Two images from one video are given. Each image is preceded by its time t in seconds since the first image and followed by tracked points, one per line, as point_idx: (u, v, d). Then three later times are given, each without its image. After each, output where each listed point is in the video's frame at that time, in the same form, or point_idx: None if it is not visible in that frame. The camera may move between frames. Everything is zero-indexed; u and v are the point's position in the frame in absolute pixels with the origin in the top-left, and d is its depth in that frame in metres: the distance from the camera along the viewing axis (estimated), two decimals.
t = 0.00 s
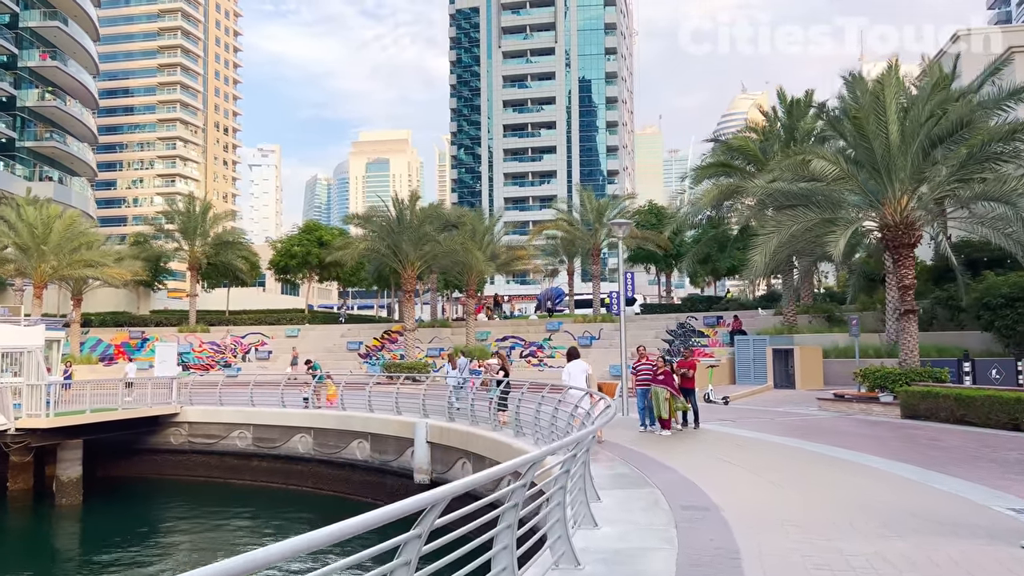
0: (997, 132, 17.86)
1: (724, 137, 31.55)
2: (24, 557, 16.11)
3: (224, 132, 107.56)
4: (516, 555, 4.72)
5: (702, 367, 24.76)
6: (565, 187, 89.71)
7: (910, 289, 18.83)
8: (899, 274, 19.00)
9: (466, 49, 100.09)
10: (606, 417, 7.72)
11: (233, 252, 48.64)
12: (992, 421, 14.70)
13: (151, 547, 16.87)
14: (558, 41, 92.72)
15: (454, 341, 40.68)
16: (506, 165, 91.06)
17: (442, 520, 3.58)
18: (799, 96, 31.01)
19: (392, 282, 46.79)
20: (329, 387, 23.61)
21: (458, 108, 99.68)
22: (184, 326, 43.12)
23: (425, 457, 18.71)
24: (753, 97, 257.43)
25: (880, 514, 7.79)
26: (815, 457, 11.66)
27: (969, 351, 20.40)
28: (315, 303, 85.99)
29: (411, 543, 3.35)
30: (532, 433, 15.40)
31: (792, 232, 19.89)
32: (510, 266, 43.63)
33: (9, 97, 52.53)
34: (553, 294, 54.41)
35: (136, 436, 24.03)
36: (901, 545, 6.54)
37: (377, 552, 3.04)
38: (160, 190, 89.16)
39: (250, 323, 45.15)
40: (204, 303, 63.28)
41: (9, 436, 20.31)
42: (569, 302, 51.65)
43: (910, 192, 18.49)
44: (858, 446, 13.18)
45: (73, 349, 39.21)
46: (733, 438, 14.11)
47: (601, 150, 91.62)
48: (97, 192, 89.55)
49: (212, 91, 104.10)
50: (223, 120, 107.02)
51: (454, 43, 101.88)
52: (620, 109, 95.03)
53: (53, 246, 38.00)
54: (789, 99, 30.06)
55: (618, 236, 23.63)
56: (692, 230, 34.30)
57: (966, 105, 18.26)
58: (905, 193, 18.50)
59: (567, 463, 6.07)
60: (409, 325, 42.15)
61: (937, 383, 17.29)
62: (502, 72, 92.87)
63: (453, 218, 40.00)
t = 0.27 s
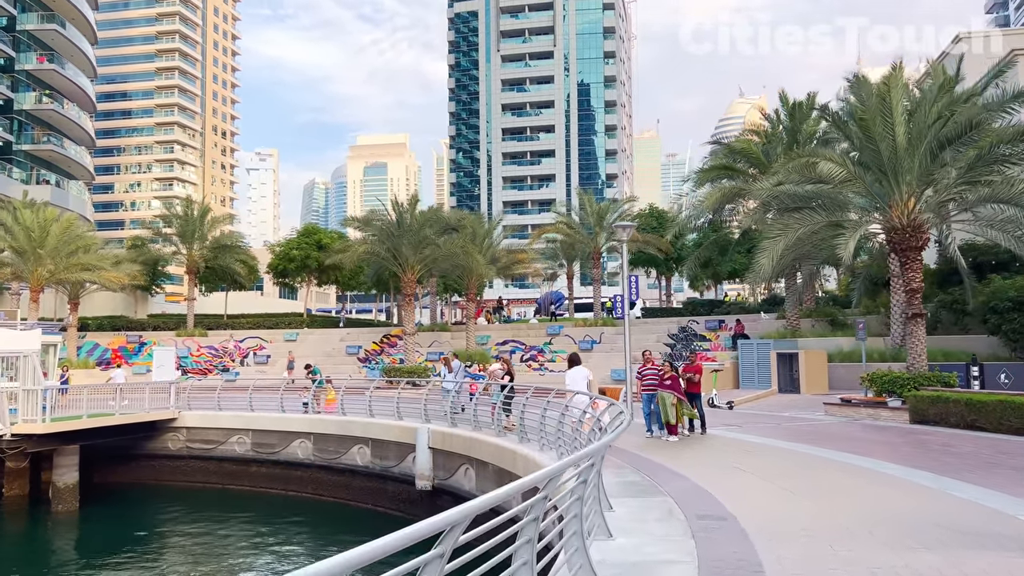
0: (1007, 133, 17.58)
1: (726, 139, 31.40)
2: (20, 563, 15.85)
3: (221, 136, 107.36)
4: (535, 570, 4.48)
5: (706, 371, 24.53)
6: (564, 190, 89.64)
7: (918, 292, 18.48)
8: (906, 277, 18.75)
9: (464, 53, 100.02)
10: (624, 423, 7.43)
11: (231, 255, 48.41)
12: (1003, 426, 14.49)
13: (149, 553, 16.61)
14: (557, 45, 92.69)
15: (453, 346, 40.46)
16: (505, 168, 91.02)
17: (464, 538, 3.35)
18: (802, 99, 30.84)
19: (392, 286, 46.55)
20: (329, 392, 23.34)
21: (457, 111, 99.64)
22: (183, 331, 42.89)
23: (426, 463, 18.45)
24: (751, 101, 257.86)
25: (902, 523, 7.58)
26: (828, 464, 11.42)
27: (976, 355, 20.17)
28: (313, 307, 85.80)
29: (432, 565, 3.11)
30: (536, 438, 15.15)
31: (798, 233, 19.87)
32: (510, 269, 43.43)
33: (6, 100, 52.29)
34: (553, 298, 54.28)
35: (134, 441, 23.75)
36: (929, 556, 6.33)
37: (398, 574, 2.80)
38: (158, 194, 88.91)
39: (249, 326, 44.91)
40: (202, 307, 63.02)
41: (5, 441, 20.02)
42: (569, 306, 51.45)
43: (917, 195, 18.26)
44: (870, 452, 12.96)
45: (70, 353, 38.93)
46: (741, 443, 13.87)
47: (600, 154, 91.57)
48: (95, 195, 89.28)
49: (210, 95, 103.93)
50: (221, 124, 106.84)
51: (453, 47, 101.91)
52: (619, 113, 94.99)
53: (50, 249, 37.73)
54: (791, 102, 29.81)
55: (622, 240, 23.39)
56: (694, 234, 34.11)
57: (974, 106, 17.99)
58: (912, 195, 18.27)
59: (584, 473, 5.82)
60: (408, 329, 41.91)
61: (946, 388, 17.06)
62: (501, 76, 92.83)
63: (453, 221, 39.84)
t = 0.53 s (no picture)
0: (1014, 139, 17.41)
1: (728, 146, 31.27)
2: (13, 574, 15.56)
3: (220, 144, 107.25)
4: None
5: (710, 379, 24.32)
6: (563, 198, 89.59)
7: (924, 299, 18.40)
8: (912, 284, 18.61)
9: (464, 61, 100.11)
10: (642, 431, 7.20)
11: (230, 263, 48.22)
12: (1014, 434, 14.27)
13: (146, 564, 16.37)
14: (556, 53, 92.61)
15: (453, 353, 40.26)
16: (503, 176, 91.22)
17: (487, 558, 3.19)
18: (804, 105, 30.67)
19: (391, 293, 46.40)
20: (328, 400, 23.07)
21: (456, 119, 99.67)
22: (180, 339, 42.70)
23: (427, 473, 18.17)
24: (749, 109, 258.42)
25: (924, 538, 7.35)
26: (840, 473, 11.18)
27: (983, 362, 19.99)
28: (311, 315, 85.66)
29: None
30: (540, 447, 14.90)
31: (804, 240, 19.80)
32: (510, 276, 43.23)
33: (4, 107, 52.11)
34: (553, 305, 54.19)
35: (130, 450, 23.47)
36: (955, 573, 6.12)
37: None
38: (156, 201, 88.76)
39: (247, 334, 44.68)
40: (200, 315, 62.77)
41: None
42: (568, 314, 51.24)
43: (922, 201, 18.15)
44: (878, 461, 12.77)
45: (67, 362, 38.69)
46: (748, 452, 13.64)
47: (599, 162, 91.45)
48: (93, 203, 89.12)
49: (208, 103, 103.86)
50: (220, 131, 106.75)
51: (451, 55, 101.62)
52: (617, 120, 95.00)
53: (47, 256, 37.52)
54: (792, 108, 29.53)
55: (625, 247, 23.06)
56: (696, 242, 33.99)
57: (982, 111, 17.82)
58: (917, 202, 18.16)
59: (598, 487, 5.58)
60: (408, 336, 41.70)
61: (954, 396, 16.85)
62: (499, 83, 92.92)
63: (453, 228, 39.69)
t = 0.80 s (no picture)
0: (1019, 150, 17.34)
1: (730, 157, 31.18)
2: None
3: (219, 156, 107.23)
4: None
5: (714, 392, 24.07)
6: (562, 209, 89.57)
7: (931, 311, 18.24)
8: (918, 296, 18.47)
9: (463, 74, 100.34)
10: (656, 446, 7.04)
11: (229, 275, 48.03)
12: None
13: None
14: (554, 65, 92.73)
15: (452, 365, 40.03)
16: (502, 188, 91.26)
17: None
18: (805, 116, 30.61)
19: (391, 304, 46.20)
20: (328, 413, 22.83)
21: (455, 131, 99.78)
22: (179, 351, 42.50)
23: (429, 487, 17.89)
24: (747, 120, 259.21)
25: (947, 557, 7.15)
26: (853, 489, 10.95)
27: (990, 375, 19.80)
28: (309, 326, 85.52)
29: None
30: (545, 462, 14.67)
31: (809, 252, 19.86)
32: (511, 288, 43.06)
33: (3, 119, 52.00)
34: (553, 316, 54.09)
35: (128, 464, 23.20)
36: None
37: None
38: (154, 213, 88.67)
39: (246, 346, 44.48)
40: (199, 327, 62.56)
41: None
42: (569, 326, 51.05)
43: (928, 213, 18.05)
44: (890, 476, 12.56)
45: (64, 374, 38.44)
46: (756, 466, 13.43)
47: (598, 174, 91.42)
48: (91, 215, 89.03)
49: (207, 115, 103.95)
50: (219, 143, 106.76)
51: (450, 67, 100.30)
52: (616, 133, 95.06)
53: (45, 268, 37.34)
54: (793, 120, 29.52)
55: (629, 258, 22.55)
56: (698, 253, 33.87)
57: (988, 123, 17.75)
58: (922, 214, 18.06)
59: (617, 509, 5.36)
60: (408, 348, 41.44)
61: (962, 409, 16.66)
62: (499, 96, 93.09)
63: (453, 240, 39.53)
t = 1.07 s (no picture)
0: None
1: (731, 172, 31.13)
2: None
3: (218, 171, 107.27)
4: None
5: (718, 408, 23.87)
6: (562, 225, 89.62)
7: (937, 325, 18.12)
8: (924, 310, 18.37)
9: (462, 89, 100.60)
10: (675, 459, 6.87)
11: (227, 290, 47.85)
12: None
13: None
14: (553, 81, 92.97)
15: (452, 381, 39.82)
16: (501, 203, 91.38)
17: None
18: (806, 130, 30.58)
19: (391, 319, 46.01)
20: (329, 429, 22.60)
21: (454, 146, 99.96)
22: (177, 366, 42.31)
23: (431, 504, 17.70)
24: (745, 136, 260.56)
25: None
26: (866, 506, 10.76)
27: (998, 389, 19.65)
28: (308, 342, 85.46)
29: None
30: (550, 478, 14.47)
31: (814, 266, 19.88)
32: (511, 303, 42.95)
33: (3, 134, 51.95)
34: (553, 331, 53.98)
35: (126, 480, 22.93)
36: None
37: None
38: (153, 229, 88.61)
39: (245, 362, 44.26)
40: (197, 342, 62.35)
41: None
42: (569, 341, 50.86)
43: (933, 226, 17.99)
44: (902, 492, 12.37)
45: (62, 390, 38.18)
46: (765, 483, 13.23)
47: (597, 189, 91.42)
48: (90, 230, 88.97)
49: (207, 131, 104.10)
50: (218, 159, 106.86)
51: (449, 84, 99.34)
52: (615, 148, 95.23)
53: (43, 283, 37.16)
54: (794, 134, 29.45)
55: (632, 272, 22.32)
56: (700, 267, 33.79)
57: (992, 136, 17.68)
58: (927, 228, 18.00)
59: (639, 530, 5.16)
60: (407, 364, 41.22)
61: (970, 424, 16.50)
62: (498, 111, 93.31)
63: (453, 254, 39.42)
